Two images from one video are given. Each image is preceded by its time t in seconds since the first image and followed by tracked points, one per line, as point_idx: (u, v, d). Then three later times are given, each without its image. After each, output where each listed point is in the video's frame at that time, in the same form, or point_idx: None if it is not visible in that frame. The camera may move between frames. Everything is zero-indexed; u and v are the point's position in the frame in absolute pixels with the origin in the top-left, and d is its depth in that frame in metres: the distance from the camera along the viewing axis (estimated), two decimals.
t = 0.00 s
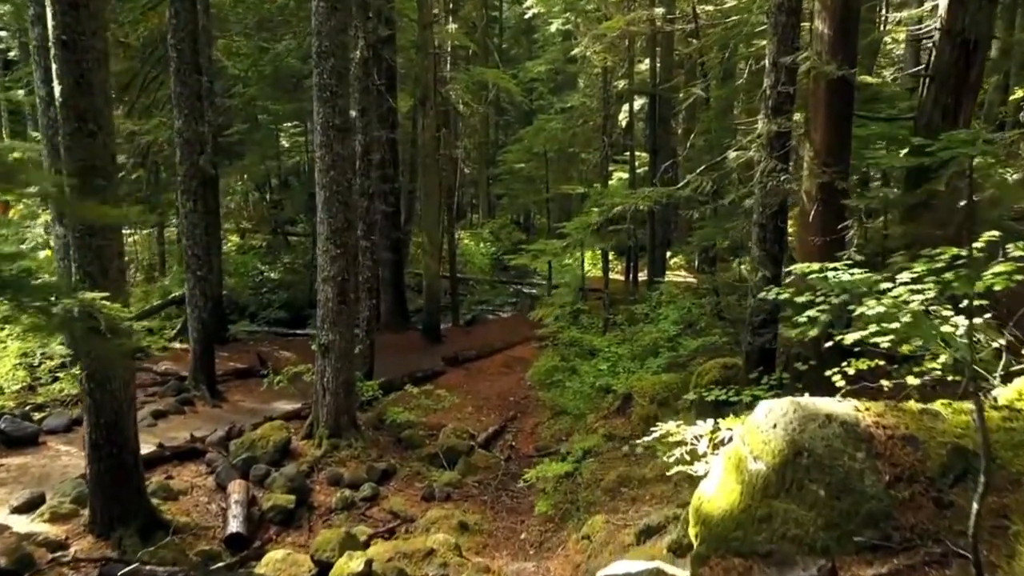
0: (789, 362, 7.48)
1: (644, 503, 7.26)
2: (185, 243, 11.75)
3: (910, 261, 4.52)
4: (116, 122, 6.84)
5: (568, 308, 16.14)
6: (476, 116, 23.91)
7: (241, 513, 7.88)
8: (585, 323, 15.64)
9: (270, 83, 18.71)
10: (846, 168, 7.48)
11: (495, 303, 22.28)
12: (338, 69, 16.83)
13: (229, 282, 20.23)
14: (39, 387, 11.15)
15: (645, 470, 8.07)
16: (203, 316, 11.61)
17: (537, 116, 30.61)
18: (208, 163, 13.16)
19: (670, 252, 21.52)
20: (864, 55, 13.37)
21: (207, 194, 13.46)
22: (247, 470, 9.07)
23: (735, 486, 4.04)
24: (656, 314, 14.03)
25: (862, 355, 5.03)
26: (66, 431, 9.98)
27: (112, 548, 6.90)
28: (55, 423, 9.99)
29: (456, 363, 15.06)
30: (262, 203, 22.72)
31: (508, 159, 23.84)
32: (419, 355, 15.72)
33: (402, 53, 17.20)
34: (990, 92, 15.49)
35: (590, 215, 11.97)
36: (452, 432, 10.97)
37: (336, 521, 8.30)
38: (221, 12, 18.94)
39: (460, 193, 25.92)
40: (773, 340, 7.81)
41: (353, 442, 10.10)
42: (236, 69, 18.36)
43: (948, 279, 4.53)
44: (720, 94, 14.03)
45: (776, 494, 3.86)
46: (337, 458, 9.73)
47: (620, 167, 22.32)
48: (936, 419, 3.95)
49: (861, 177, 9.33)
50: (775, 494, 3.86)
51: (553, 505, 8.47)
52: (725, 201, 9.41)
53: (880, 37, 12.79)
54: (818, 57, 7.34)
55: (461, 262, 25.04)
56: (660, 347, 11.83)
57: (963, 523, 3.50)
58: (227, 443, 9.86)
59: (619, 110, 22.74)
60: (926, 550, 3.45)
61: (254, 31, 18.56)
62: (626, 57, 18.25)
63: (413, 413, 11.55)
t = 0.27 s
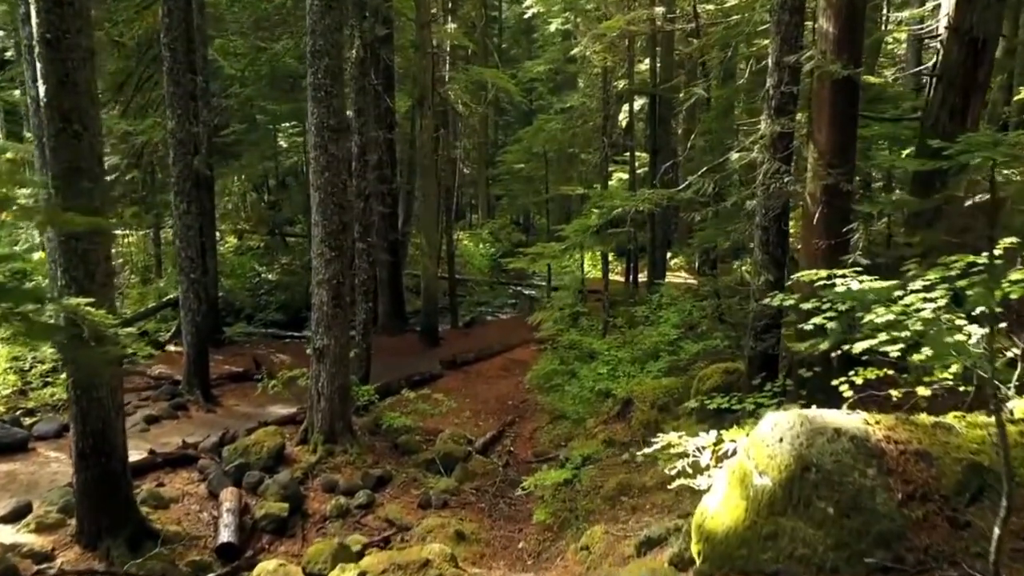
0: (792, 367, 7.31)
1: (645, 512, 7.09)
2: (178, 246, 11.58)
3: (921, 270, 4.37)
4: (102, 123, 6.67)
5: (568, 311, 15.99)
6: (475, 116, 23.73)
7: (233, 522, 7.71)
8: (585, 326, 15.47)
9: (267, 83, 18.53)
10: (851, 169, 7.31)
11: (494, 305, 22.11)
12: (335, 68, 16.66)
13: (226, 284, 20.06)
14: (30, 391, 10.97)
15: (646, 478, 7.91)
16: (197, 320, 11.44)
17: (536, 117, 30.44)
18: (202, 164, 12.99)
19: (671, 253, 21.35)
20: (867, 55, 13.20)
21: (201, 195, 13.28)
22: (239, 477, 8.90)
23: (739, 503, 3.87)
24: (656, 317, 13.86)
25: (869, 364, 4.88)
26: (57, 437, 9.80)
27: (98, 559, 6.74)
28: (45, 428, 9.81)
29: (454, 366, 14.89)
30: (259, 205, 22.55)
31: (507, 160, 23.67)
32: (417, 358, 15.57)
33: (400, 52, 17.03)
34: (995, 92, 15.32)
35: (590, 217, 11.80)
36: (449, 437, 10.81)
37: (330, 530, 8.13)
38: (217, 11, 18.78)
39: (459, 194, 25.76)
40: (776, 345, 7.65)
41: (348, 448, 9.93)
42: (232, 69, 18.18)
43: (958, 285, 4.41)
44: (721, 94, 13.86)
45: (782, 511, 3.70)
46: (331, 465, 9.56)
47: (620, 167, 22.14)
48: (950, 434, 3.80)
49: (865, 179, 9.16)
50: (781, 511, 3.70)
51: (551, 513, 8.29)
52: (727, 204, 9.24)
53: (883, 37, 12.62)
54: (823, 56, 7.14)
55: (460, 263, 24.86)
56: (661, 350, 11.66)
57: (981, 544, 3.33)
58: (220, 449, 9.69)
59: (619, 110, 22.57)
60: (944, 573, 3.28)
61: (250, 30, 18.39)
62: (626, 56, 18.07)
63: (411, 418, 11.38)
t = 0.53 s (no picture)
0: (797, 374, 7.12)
1: (645, 523, 6.89)
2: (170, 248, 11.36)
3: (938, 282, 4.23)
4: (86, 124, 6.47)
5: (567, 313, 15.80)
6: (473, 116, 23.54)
7: (222, 533, 7.50)
8: (584, 328, 15.29)
9: (262, 83, 18.33)
10: (857, 171, 7.12)
11: (493, 307, 21.92)
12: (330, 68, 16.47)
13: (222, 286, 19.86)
14: (18, 396, 10.77)
15: (646, 487, 7.73)
16: (189, 323, 11.23)
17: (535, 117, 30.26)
18: (195, 165, 12.78)
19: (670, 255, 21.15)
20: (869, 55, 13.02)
21: (194, 197, 13.08)
22: (230, 486, 8.69)
23: (745, 523, 3.67)
24: (656, 320, 13.68)
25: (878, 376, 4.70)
26: (44, 444, 9.59)
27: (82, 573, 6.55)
28: (32, 436, 9.60)
29: (452, 370, 14.70)
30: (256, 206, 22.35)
31: (505, 160, 23.48)
32: (414, 361, 15.39)
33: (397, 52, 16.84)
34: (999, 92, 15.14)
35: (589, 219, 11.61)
36: (446, 443, 10.63)
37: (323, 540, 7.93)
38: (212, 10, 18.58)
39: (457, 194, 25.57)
40: (779, 351, 7.47)
41: (342, 454, 9.74)
42: (228, 68, 17.98)
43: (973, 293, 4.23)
44: (722, 94, 13.67)
45: (791, 532, 3.50)
46: (325, 472, 9.36)
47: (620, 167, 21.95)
48: (968, 452, 3.63)
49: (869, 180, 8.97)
50: (790, 532, 3.49)
51: (549, 522, 8.10)
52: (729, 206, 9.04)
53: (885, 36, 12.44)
54: (828, 55, 6.97)
55: (459, 265, 24.67)
56: (661, 354, 11.47)
57: (1004, 571, 3.13)
58: (211, 457, 9.48)
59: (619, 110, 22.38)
60: None
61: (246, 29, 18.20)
62: (626, 56, 17.89)
63: (407, 424, 11.19)
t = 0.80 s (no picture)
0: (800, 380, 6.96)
1: (645, 533, 6.73)
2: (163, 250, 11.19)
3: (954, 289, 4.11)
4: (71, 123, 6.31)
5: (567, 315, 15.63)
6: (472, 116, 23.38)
7: (213, 542, 7.33)
8: (583, 331, 15.13)
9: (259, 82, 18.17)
10: (863, 173, 6.95)
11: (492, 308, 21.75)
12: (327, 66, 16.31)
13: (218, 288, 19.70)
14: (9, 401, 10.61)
15: (647, 494, 7.57)
16: (183, 327, 11.06)
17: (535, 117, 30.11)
18: (190, 166, 12.63)
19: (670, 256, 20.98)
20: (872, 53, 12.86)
21: (188, 198, 12.92)
22: (222, 493, 8.53)
23: (751, 542, 3.50)
24: (657, 322, 13.51)
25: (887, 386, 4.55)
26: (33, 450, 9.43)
27: None
28: (21, 441, 9.44)
29: (449, 373, 14.54)
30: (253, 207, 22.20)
31: (504, 160, 23.31)
32: (411, 364, 15.23)
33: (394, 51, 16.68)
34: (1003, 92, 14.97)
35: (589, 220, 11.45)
36: (443, 448, 10.47)
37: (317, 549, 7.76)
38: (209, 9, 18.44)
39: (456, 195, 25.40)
40: (783, 357, 7.33)
41: (338, 460, 9.58)
42: (224, 68, 17.81)
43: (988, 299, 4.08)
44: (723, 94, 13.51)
45: (798, 552, 3.32)
46: (320, 478, 9.20)
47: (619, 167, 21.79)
48: (985, 468, 3.44)
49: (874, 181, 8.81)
50: (797, 552, 3.31)
51: (548, 531, 7.93)
52: (730, 208, 8.87)
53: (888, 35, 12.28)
54: (833, 53, 6.79)
55: (458, 266, 24.50)
56: (661, 358, 11.32)
57: None
58: (204, 463, 9.32)
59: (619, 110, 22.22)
60: None
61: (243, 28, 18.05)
62: (625, 55, 17.73)
63: (403, 428, 11.03)
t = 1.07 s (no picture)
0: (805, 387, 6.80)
1: (646, 544, 6.56)
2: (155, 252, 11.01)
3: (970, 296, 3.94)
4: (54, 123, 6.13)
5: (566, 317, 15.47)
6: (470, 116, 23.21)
7: (203, 553, 7.16)
8: (582, 333, 14.97)
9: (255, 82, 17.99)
10: (869, 173, 6.79)
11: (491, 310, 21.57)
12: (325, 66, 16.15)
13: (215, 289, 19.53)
14: None
15: (648, 503, 7.40)
16: (175, 330, 10.88)
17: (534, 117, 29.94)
18: (184, 167, 12.46)
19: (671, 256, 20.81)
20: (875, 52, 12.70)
21: (183, 199, 12.74)
22: (213, 501, 8.34)
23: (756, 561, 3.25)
24: (657, 325, 13.33)
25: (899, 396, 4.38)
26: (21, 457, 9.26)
27: None
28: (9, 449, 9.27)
29: (447, 376, 14.36)
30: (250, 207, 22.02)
31: (503, 161, 23.13)
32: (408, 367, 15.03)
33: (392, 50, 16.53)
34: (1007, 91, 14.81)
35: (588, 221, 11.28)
36: (440, 454, 10.29)
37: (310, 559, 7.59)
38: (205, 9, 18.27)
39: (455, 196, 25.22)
40: (786, 362, 7.17)
41: (332, 466, 9.40)
42: (221, 68, 17.63)
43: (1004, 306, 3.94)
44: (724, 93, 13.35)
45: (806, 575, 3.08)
46: (314, 485, 9.02)
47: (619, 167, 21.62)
48: (1005, 487, 3.25)
49: (878, 183, 8.63)
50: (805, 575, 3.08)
51: (546, 540, 7.75)
52: (732, 210, 8.70)
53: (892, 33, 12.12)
54: (839, 51, 6.62)
55: (457, 267, 24.32)
56: (662, 361, 11.15)
57: None
58: (195, 469, 9.13)
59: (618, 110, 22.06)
60: None
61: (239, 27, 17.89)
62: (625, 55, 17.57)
63: (400, 434, 10.86)
